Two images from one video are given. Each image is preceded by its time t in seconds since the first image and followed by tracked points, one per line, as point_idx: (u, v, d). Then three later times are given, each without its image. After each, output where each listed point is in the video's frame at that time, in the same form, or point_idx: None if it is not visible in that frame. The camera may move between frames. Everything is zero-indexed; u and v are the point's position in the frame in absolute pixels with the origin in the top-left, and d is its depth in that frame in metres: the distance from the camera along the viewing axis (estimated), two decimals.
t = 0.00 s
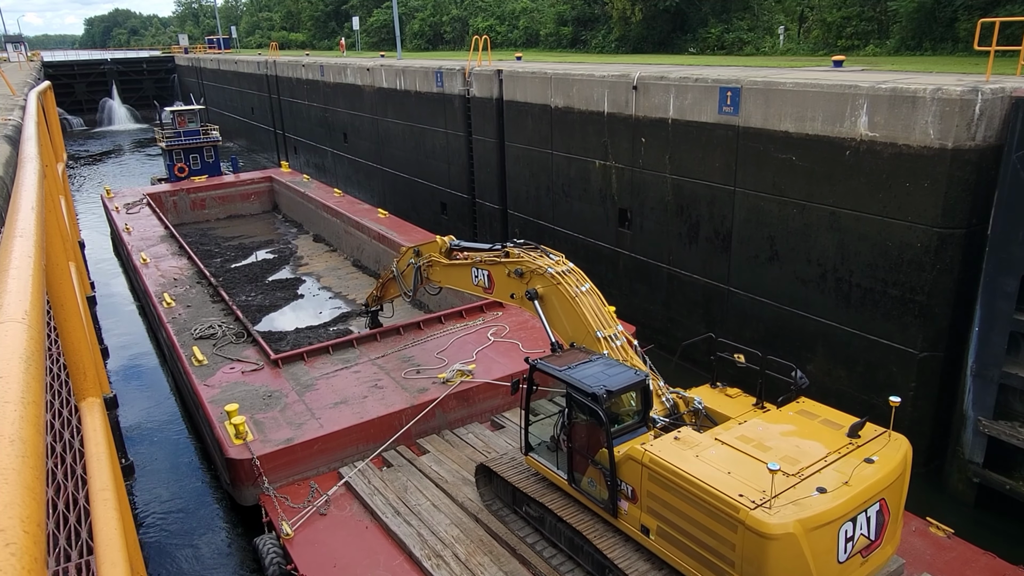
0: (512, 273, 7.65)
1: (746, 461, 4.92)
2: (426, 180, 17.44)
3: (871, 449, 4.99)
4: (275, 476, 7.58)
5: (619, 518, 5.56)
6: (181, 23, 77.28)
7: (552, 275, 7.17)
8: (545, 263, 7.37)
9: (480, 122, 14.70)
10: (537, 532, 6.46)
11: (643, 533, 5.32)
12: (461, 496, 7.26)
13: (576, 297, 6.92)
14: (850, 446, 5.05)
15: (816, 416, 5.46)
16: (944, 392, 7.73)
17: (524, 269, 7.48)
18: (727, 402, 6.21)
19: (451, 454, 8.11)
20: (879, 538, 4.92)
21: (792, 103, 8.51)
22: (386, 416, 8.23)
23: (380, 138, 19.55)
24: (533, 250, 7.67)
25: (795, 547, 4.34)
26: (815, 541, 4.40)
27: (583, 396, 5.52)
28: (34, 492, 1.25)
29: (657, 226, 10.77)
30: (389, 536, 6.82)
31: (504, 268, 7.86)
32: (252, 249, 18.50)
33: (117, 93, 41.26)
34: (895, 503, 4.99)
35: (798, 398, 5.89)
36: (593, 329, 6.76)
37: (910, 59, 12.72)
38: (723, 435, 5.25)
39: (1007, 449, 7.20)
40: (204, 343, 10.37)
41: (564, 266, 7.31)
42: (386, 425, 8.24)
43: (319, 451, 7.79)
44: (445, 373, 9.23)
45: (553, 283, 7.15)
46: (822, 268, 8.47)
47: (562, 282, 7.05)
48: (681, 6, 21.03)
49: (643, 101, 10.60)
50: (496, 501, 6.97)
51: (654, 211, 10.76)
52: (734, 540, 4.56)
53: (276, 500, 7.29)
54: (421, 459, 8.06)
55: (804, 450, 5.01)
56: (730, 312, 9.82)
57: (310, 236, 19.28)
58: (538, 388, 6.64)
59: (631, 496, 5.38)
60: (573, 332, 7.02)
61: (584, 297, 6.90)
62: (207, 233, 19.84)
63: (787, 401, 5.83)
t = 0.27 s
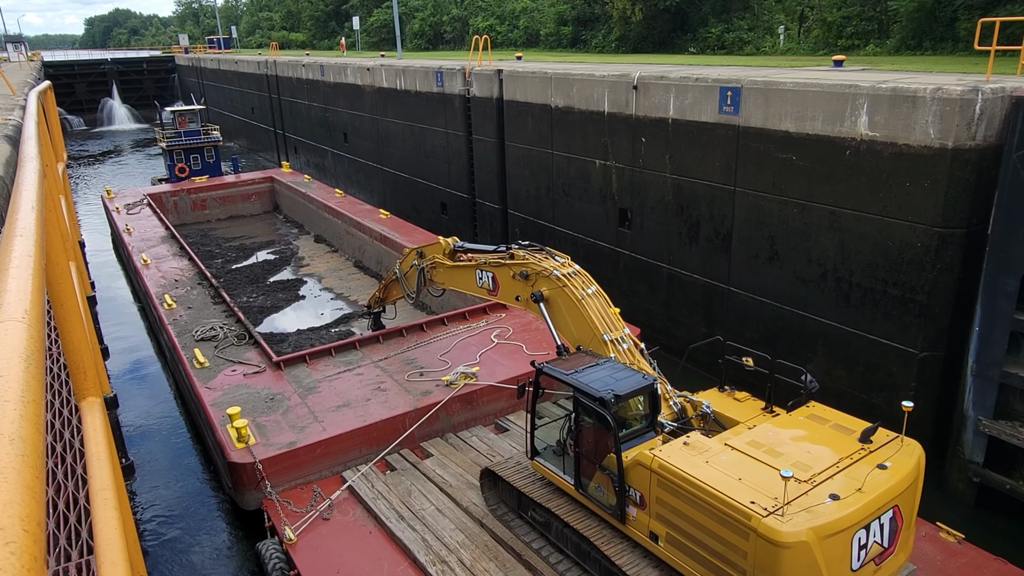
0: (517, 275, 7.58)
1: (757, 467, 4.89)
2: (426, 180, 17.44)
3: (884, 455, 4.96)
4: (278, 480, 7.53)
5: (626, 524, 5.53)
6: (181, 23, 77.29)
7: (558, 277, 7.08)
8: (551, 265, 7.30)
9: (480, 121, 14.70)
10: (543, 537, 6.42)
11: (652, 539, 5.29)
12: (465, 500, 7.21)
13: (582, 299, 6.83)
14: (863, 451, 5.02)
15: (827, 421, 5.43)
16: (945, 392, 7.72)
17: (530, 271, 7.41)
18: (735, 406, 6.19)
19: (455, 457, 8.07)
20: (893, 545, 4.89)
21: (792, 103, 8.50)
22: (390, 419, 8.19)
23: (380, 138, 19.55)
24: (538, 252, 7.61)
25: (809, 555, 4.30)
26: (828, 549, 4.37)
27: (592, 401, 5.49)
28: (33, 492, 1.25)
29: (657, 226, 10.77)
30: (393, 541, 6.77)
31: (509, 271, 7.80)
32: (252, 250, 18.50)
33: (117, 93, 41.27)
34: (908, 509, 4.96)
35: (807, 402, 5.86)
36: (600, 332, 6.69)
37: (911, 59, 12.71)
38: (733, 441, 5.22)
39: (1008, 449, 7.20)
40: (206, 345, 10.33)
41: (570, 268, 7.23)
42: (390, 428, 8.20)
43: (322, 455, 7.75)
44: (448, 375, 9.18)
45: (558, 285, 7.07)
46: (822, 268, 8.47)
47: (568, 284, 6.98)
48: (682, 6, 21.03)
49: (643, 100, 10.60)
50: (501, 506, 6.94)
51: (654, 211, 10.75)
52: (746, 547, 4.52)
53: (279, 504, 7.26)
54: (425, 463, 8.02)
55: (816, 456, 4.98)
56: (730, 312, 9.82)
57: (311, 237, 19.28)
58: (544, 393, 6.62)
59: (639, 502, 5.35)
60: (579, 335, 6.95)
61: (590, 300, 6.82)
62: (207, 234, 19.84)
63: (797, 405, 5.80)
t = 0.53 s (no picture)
0: (521, 277, 7.53)
1: (767, 473, 4.85)
2: (427, 180, 17.45)
3: (895, 460, 4.93)
4: (280, 484, 7.49)
5: (634, 530, 5.50)
6: (181, 23, 77.30)
7: (563, 280, 7.04)
8: (555, 266, 7.25)
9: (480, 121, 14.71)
10: (548, 542, 6.41)
11: (660, 545, 5.25)
12: (469, 504, 7.19)
13: (588, 302, 6.79)
14: (874, 457, 4.99)
15: (837, 425, 5.40)
16: (945, 392, 7.71)
17: (534, 273, 7.37)
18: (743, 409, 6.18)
19: (459, 461, 8.04)
20: (905, 552, 4.85)
21: (792, 103, 8.51)
22: (392, 422, 8.17)
23: (381, 138, 19.56)
24: (543, 253, 7.56)
25: (820, 563, 4.26)
26: (840, 556, 4.33)
27: (598, 405, 5.49)
28: (35, 491, 1.25)
29: (657, 226, 10.78)
30: (396, 545, 6.73)
31: (513, 273, 7.75)
32: (254, 251, 18.51)
33: (117, 93, 41.29)
34: (921, 515, 4.93)
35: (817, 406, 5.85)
36: (606, 335, 6.66)
37: (911, 59, 12.72)
38: (742, 446, 5.19)
39: (1008, 448, 7.20)
40: (207, 347, 10.32)
41: (575, 270, 7.17)
42: (392, 431, 8.19)
43: (324, 458, 7.72)
44: (451, 378, 9.16)
45: (563, 288, 7.03)
46: (822, 268, 8.47)
47: (573, 286, 6.93)
48: (682, 6, 21.05)
49: (644, 100, 10.60)
50: (505, 510, 6.92)
51: (654, 211, 10.76)
52: (756, 554, 4.48)
53: (281, 508, 7.23)
54: (428, 466, 7.99)
55: (827, 461, 4.94)
56: (730, 312, 9.82)
57: (312, 238, 19.29)
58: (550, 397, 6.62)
59: (646, 507, 5.31)
60: (584, 338, 6.91)
61: (596, 302, 6.78)
62: (208, 235, 19.84)
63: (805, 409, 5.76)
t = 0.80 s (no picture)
0: (526, 279, 7.50)
1: (777, 479, 4.83)
2: (426, 179, 17.45)
3: (908, 466, 4.89)
4: (281, 488, 7.48)
5: (641, 536, 5.47)
6: (180, 22, 77.30)
7: (569, 282, 7.02)
8: (561, 269, 7.22)
9: (480, 121, 14.71)
10: (554, 547, 6.32)
11: (669, 552, 5.22)
12: (473, 509, 7.16)
13: (593, 305, 6.76)
14: (886, 462, 4.96)
15: (847, 430, 5.38)
16: (945, 392, 7.71)
17: (539, 275, 7.33)
18: (751, 413, 6.18)
19: (462, 464, 8.02)
20: (917, 559, 4.82)
21: (792, 103, 8.51)
22: (395, 425, 8.15)
23: (380, 138, 19.56)
24: (548, 255, 7.52)
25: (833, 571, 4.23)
26: (854, 565, 4.30)
27: (605, 410, 5.47)
28: (36, 489, 1.25)
29: (657, 226, 10.78)
30: (400, 551, 6.70)
31: (518, 275, 7.72)
32: (254, 251, 18.50)
33: (117, 92, 41.30)
34: (933, 522, 4.89)
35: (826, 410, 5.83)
36: (612, 338, 6.62)
37: (910, 59, 12.73)
38: (752, 452, 5.17)
39: (1008, 448, 7.21)
40: (207, 348, 10.31)
41: (581, 272, 7.15)
42: (395, 435, 8.17)
43: (327, 462, 7.70)
44: (454, 380, 9.14)
45: (569, 290, 7.00)
46: (822, 268, 8.47)
47: (579, 288, 6.90)
48: (681, 6, 21.07)
49: (643, 100, 10.60)
50: (510, 515, 6.83)
51: (654, 211, 10.76)
52: (768, 562, 4.45)
53: (283, 513, 7.21)
54: (432, 469, 7.97)
55: (838, 467, 4.91)
56: (730, 312, 9.82)
57: (313, 238, 19.29)
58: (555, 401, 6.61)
59: (655, 514, 5.28)
60: (591, 341, 6.88)
61: (602, 305, 6.75)
62: (208, 235, 19.83)
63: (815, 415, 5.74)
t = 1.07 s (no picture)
0: (531, 281, 7.44)
1: (788, 485, 4.80)
2: (426, 179, 17.45)
3: (920, 472, 4.85)
4: (284, 492, 7.47)
5: (648, 543, 5.45)
6: (180, 22, 77.32)
7: (574, 284, 6.96)
8: (566, 271, 7.16)
9: (480, 121, 14.71)
10: (559, 552, 6.34)
11: (677, 559, 5.20)
12: (477, 513, 7.15)
13: (599, 307, 6.71)
14: (897, 468, 4.92)
15: (858, 435, 5.34)
16: (945, 392, 7.71)
17: (544, 277, 7.28)
18: (758, 416, 6.15)
19: (465, 468, 8.00)
20: (930, 566, 4.78)
21: (792, 103, 8.51)
22: (398, 428, 8.14)
23: (380, 138, 19.56)
24: (552, 257, 7.46)
25: None
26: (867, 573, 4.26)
27: (612, 414, 5.42)
28: (35, 491, 1.25)
29: (657, 226, 10.78)
30: (403, 555, 6.68)
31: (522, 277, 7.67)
32: (255, 252, 18.50)
33: (117, 92, 41.30)
34: (946, 528, 4.85)
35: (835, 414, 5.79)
36: (618, 341, 6.56)
37: (911, 59, 12.72)
38: (762, 457, 5.14)
39: (1008, 448, 7.21)
40: (208, 351, 10.30)
41: (586, 274, 7.09)
42: (398, 438, 8.15)
43: (330, 466, 7.69)
44: (457, 383, 9.13)
45: (574, 292, 6.94)
46: (822, 268, 8.47)
47: (584, 291, 6.84)
48: (681, 5, 21.08)
49: (643, 100, 10.60)
50: (514, 520, 6.90)
51: (654, 210, 10.75)
52: (780, 570, 4.43)
53: (285, 517, 7.19)
54: (435, 473, 7.96)
55: (850, 473, 4.88)
56: (730, 312, 9.82)
57: (314, 239, 19.29)
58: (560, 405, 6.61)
59: (662, 520, 5.27)
60: (596, 344, 6.82)
61: (607, 308, 6.69)
62: (208, 236, 19.83)
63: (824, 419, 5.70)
